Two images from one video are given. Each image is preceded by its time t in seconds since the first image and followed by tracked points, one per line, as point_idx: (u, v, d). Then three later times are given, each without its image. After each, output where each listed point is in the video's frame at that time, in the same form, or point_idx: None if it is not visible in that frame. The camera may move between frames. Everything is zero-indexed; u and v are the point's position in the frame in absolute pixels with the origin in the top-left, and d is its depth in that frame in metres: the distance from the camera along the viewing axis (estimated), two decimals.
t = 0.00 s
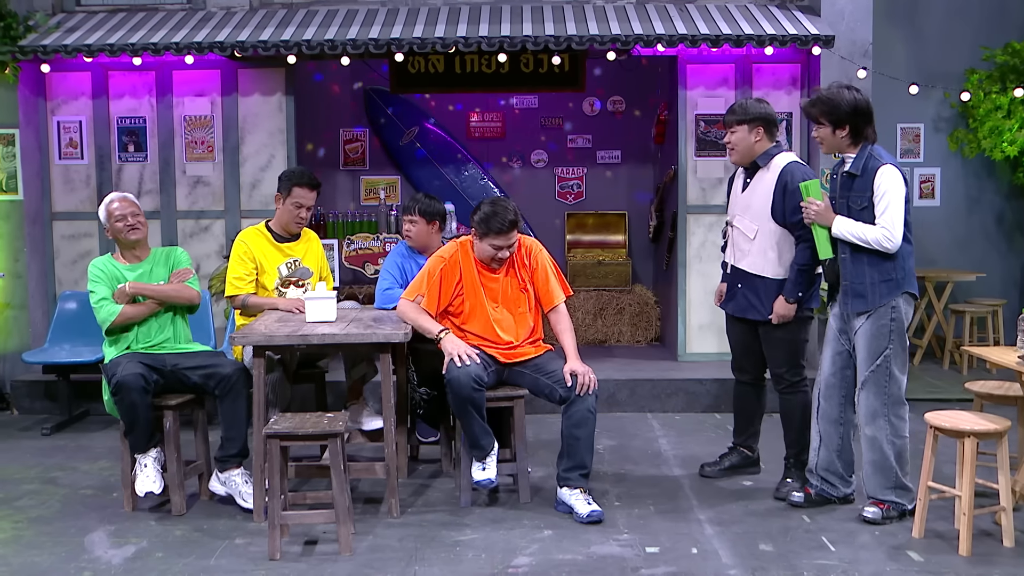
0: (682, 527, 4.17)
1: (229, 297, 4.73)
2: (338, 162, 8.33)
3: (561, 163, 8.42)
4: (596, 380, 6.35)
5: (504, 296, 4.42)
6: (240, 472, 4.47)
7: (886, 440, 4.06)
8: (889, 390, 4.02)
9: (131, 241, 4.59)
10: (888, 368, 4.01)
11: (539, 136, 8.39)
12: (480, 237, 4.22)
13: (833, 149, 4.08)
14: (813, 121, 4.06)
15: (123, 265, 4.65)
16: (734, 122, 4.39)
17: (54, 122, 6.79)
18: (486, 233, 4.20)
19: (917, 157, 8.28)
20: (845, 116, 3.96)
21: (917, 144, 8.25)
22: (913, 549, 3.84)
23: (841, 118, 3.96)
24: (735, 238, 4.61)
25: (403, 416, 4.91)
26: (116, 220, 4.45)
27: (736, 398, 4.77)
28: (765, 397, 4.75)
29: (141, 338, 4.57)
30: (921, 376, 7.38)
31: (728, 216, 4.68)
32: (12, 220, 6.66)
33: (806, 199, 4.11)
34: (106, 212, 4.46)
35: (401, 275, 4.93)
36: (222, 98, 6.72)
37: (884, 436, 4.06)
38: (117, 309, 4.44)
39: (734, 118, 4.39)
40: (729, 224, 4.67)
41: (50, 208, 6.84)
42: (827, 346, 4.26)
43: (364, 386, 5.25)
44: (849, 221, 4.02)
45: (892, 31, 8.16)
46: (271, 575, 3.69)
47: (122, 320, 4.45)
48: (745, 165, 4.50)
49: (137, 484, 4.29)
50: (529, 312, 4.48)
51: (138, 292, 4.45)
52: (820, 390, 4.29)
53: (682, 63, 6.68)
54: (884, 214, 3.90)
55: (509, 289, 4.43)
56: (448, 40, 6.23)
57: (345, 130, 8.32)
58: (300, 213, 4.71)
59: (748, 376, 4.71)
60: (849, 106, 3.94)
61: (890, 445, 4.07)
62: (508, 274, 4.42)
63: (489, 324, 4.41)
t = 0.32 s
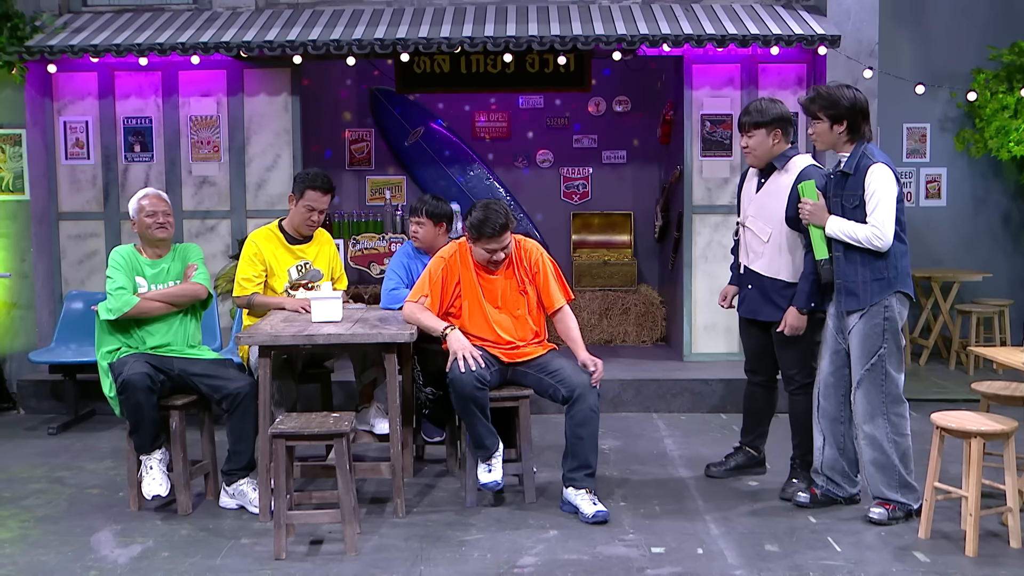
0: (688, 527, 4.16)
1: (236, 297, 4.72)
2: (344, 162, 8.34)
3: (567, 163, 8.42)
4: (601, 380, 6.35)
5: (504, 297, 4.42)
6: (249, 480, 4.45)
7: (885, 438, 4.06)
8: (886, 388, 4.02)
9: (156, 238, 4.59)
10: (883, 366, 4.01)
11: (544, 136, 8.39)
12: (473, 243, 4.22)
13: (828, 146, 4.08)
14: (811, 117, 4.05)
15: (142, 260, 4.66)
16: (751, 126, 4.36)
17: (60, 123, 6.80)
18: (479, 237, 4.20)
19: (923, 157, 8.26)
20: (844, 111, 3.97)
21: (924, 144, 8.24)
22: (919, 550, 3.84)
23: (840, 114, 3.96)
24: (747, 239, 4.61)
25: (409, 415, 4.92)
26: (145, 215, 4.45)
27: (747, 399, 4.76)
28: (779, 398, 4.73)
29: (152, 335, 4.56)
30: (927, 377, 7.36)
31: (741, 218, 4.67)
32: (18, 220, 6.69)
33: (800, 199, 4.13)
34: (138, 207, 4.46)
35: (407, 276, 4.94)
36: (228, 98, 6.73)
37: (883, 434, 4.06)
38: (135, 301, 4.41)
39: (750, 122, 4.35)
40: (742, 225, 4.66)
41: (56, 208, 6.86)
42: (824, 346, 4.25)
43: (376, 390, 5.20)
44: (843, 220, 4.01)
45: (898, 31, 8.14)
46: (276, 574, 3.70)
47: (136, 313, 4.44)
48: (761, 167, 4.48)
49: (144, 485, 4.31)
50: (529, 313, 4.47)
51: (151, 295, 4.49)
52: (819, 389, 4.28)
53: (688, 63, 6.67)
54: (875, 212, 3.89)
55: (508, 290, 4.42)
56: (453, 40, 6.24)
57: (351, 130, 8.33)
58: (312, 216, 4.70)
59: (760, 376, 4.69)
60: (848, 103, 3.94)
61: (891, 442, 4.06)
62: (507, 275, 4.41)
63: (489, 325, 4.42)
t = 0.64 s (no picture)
0: (684, 527, 4.16)
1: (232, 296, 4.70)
2: (339, 161, 8.33)
3: (562, 163, 8.41)
4: (597, 380, 6.35)
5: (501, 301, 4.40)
6: (244, 480, 4.44)
7: (885, 439, 4.06)
8: (888, 390, 4.03)
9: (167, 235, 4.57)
10: (887, 368, 4.01)
11: (540, 136, 8.39)
12: (479, 240, 4.21)
13: (827, 151, 4.06)
14: (807, 122, 4.05)
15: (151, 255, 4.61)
16: (744, 130, 4.34)
17: (55, 122, 6.79)
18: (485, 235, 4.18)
19: (918, 157, 8.27)
20: (840, 116, 3.96)
21: (919, 143, 8.25)
22: (914, 549, 3.84)
23: (837, 118, 3.96)
24: (744, 240, 4.61)
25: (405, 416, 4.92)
26: (161, 209, 4.44)
27: (741, 399, 4.76)
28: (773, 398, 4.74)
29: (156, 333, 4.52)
30: (922, 376, 7.37)
31: (736, 220, 4.67)
32: (13, 220, 6.66)
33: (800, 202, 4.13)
34: (153, 200, 4.43)
35: (402, 274, 4.94)
36: (222, 98, 6.72)
37: (883, 436, 4.06)
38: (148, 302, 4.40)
39: (744, 124, 4.34)
40: (738, 227, 4.66)
41: (50, 207, 6.84)
42: (826, 346, 4.25)
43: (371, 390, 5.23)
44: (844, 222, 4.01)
45: (893, 31, 8.15)
46: (272, 574, 3.69)
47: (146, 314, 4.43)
48: (757, 169, 4.49)
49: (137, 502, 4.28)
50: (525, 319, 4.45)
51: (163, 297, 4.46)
52: (819, 389, 4.29)
53: (683, 63, 6.67)
54: (876, 215, 3.89)
55: (507, 296, 4.40)
56: (448, 40, 6.23)
57: (346, 130, 8.31)
58: (305, 217, 4.67)
59: (754, 377, 4.69)
60: (845, 107, 3.94)
61: (889, 443, 4.06)
62: (506, 279, 4.40)
63: (484, 328, 4.41)
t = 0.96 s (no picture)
0: (677, 527, 4.16)
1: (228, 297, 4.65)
2: (331, 161, 8.31)
3: (555, 163, 8.40)
4: (590, 380, 6.34)
5: (497, 300, 4.38)
6: (235, 482, 4.42)
7: (893, 444, 4.03)
8: (902, 394, 3.99)
9: (166, 234, 4.51)
10: (903, 372, 3.97)
11: (533, 136, 8.38)
12: (484, 234, 4.16)
13: (817, 178, 4.07)
14: (790, 153, 4.04)
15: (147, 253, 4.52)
16: (722, 133, 4.36)
17: (46, 122, 6.76)
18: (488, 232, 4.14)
19: (911, 157, 8.29)
20: (822, 142, 3.96)
21: (912, 143, 8.26)
22: (908, 549, 3.84)
23: (819, 146, 3.96)
24: (730, 246, 4.61)
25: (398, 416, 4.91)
26: (164, 205, 4.41)
27: (712, 396, 4.79)
28: (742, 394, 4.77)
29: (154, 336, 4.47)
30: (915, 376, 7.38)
31: (723, 225, 4.68)
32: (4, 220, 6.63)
33: (800, 223, 4.08)
34: (154, 196, 4.39)
35: (391, 274, 4.95)
36: (214, 98, 6.70)
37: (893, 441, 4.03)
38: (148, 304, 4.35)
39: (722, 128, 4.36)
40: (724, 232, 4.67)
41: (41, 207, 6.81)
42: (836, 348, 4.21)
43: (364, 390, 5.18)
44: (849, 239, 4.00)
45: (887, 30, 8.16)
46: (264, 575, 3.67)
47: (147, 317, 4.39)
48: (737, 173, 4.48)
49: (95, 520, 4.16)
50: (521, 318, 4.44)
51: (162, 298, 4.41)
52: (824, 393, 4.24)
53: (676, 63, 6.67)
54: (882, 232, 3.88)
55: (504, 295, 4.39)
56: (441, 40, 6.22)
57: (338, 130, 8.29)
58: (283, 218, 4.62)
59: (725, 373, 4.72)
60: (826, 133, 3.94)
61: (895, 449, 4.04)
62: (503, 278, 4.38)
63: (478, 328, 4.39)
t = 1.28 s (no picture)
0: (675, 527, 4.16)
1: (229, 292, 4.65)
2: (330, 161, 8.30)
3: (554, 163, 8.40)
4: (589, 380, 6.34)
5: (497, 299, 4.39)
6: (234, 482, 4.42)
7: (891, 442, 4.03)
8: (897, 392, 3.99)
9: (155, 235, 4.45)
10: (898, 370, 3.98)
11: (532, 136, 8.38)
12: (483, 229, 4.17)
13: (827, 160, 4.06)
14: (804, 130, 4.04)
15: (139, 256, 4.45)
16: (684, 143, 4.35)
17: (43, 122, 6.75)
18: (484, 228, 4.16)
19: (910, 157, 8.29)
20: (838, 123, 3.94)
21: (910, 143, 8.26)
22: (906, 549, 3.84)
23: (835, 126, 3.94)
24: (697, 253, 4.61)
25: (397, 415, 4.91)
26: (152, 205, 4.36)
27: (700, 398, 4.77)
28: (730, 393, 4.75)
29: (155, 342, 4.45)
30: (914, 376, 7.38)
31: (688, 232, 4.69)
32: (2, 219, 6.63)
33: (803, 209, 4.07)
34: (141, 196, 4.35)
35: (387, 273, 4.95)
36: (212, 98, 6.69)
37: (890, 439, 4.02)
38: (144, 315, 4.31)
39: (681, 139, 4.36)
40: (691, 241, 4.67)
41: (39, 207, 6.81)
42: (829, 346, 4.24)
43: (365, 389, 5.18)
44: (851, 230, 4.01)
45: (885, 30, 8.16)
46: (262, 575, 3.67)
47: (145, 328, 4.37)
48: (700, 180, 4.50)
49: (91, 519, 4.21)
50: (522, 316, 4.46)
51: (161, 305, 4.38)
52: (818, 390, 4.27)
53: (674, 63, 6.66)
54: (885, 224, 3.89)
55: (504, 292, 4.41)
56: (439, 40, 6.21)
57: (337, 129, 8.29)
58: (275, 215, 4.62)
59: (712, 375, 4.70)
60: (842, 114, 3.92)
61: (893, 447, 4.03)
62: (502, 276, 4.39)
63: (480, 327, 4.39)
